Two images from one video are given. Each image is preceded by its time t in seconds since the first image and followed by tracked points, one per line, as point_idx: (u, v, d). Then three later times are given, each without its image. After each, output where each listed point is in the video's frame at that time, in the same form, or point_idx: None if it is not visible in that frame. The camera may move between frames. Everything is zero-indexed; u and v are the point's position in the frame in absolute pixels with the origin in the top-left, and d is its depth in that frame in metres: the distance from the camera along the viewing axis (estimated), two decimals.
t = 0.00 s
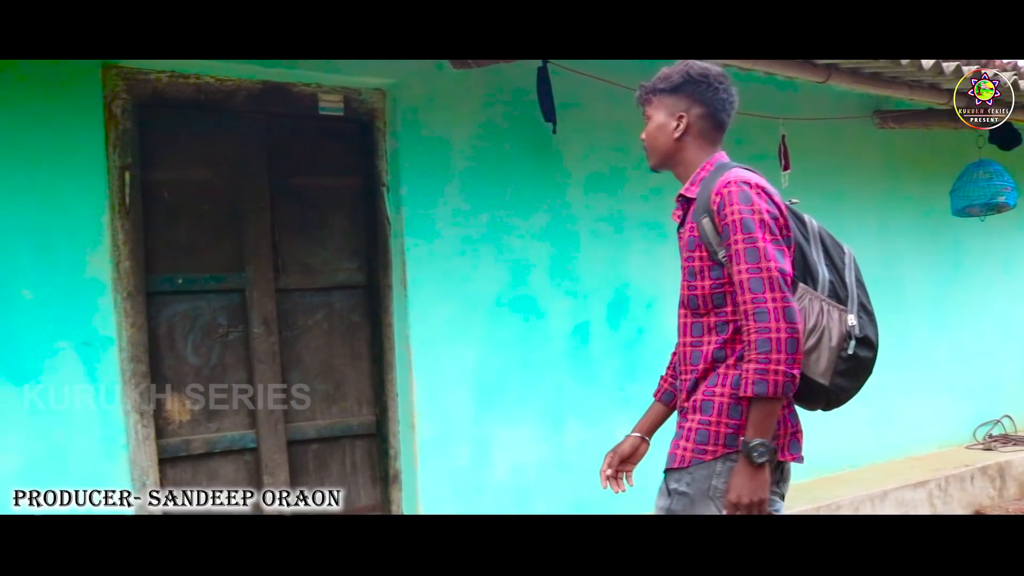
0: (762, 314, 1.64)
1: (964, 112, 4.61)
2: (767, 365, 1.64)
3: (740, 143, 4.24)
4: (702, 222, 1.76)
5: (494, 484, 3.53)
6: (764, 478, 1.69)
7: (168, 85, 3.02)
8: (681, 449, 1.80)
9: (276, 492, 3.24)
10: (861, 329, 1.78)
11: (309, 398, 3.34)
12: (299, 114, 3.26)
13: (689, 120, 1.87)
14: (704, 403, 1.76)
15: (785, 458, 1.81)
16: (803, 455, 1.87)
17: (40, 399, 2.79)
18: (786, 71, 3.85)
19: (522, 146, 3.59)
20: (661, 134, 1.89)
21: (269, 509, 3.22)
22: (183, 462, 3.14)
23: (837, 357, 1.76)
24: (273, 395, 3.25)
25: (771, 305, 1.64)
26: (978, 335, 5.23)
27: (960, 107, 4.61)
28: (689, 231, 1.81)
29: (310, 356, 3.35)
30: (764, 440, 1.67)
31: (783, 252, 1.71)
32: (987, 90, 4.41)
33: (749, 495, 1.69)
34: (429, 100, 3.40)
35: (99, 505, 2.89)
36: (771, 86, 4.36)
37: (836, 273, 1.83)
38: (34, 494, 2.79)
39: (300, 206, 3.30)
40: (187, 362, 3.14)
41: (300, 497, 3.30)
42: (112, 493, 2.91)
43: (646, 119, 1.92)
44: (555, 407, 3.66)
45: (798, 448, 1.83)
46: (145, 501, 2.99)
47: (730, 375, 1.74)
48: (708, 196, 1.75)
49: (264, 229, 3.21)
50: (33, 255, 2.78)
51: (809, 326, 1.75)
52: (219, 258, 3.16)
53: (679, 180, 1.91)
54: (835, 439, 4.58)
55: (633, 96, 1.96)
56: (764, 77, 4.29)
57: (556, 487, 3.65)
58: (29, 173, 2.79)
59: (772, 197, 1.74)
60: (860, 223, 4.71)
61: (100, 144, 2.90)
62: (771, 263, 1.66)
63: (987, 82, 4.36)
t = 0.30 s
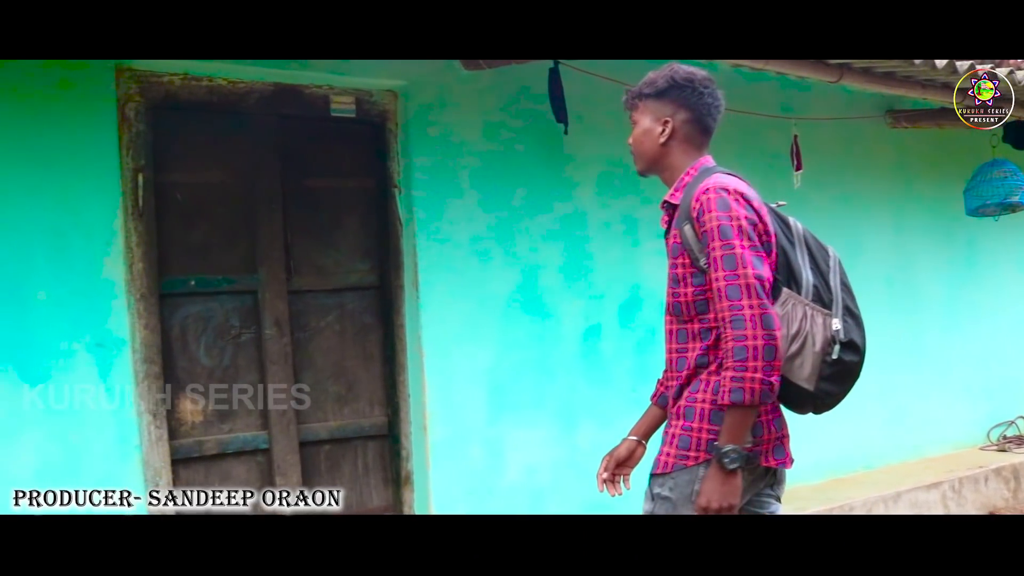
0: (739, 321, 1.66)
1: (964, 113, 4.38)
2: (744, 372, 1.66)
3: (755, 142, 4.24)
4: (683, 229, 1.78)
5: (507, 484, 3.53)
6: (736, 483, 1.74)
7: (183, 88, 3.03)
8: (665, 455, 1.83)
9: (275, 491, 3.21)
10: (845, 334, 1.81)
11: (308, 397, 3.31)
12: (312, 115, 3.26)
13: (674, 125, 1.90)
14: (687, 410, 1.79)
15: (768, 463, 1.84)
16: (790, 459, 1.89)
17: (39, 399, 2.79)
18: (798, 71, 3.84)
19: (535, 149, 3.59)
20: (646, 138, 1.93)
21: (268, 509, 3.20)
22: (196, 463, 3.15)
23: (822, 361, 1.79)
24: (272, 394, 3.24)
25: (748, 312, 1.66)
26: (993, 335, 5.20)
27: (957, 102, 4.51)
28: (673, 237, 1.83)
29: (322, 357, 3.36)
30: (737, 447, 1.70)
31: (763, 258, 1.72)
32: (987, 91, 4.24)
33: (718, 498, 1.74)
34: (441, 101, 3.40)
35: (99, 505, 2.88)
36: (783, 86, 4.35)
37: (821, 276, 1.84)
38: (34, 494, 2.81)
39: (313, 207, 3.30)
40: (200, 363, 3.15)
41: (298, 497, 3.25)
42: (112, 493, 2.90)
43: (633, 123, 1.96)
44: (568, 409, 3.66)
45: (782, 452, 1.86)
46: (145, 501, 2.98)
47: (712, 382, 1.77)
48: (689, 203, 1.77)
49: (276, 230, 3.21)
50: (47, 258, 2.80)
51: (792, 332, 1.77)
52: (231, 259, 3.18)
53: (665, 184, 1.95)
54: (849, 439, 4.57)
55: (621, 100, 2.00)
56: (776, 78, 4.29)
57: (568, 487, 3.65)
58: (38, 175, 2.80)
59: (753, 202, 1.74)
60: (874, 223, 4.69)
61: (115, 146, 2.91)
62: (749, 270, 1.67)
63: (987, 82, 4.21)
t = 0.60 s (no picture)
0: (701, 334, 1.65)
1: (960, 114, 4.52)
2: (705, 385, 1.65)
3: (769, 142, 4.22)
4: (656, 240, 1.78)
5: (520, 486, 3.53)
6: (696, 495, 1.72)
7: (196, 91, 3.05)
8: (638, 463, 1.79)
9: (276, 491, 3.21)
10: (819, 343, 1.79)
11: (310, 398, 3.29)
12: (325, 117, 3.27)
13: (650, 132, 1.89)
14: (660, 417, 1.76)
15: (740, 472, 1.82)
16: (768, 467, 1.87)
17: (40, 400, 2.78)
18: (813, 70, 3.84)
19: (546, 152, 3.59)
20: (624, 146, 1.92)
21: (268, 509, 3.18)
22: (211, 465, 3.16)
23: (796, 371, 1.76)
24: (274, 395, 3.24)
25: (710, 325, 1.65)
26: (1010, 336, 5.17)
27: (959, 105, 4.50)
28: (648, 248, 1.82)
29: (335, 358, 3.36)
30: (695, 459, 1.68)
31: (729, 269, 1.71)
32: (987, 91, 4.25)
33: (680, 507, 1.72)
34: (454, 102, 3.41)
35: (99, 505, 2.86)
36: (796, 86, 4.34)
37: (794, 284, 1.82)
38: (35, 494, 2.80)
39: (326, 208, 3.31)
40: (214, 365, 3.16)
41: (299, 497, 3.23)
42: (113, 493, 2.88)
43: (613, 129, 1.95)
44: (581, 410, 3.66)
45: (757, 462, 1.84)
46: (145, 501, 2.95)
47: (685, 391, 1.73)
48: (661, 215, 1.77)
49: (290, 231, 3.22)
50: (63, 259, 2.80)
51: (764, 342, 1.74)
52: (245, 262, 3.19)
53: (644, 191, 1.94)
54: (863, 440, 4.55)
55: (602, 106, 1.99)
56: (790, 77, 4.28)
57: (582, 488, 3.65)
58: (48, 178, 2.80)
59: (724, 212, 1.73)
60: (888, 224, 4.67)
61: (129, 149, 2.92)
62: (713, 282, 1.67)
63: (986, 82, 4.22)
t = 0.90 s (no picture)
0: (663, 344, 1.64)
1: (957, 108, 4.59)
2: (666, 396, 1.63)
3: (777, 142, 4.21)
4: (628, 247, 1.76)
5: (530, 488, 3.53)
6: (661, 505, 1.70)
7: (206, 94, 3.05)
8: (609, 466, 1.75)
9: (275, 491, 3.21)
10: (790, 351, 1.74)
11: (310, 398, 3.27)
12: (334, 118, 3.27)
13: (627, 136, 1.85)
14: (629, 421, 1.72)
15: (708, 477, 1.79)
16: (739, 472, 1.83)
17: (37, 399, 2.77)
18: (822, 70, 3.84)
19: (554, 154, 3.59)
20: (602, 149, 1.88)
21: (268, 509, 3.18)
22: (221, 466, 3.17)
23: (767, 379, 1.73)
24: (272, 395, 3.25)
25: (672, 336, 1.63)
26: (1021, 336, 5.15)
27: (959, 108, 4.65)
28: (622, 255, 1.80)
29: (346, 360, 3.37)
30: (659, 470, 1.66)
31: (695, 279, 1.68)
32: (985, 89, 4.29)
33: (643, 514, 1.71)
34: (463, 103, 3.41)
35: (99, 505, 2.84)
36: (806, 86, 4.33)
37: (766, 291, 1.78)
38: (35, 494, 2.76)
39: (336, 209, 3.32)
40: (224, 366, 3.17)
41: (297, 497, 3.23)
42: (112, 492, 2.86)
43: (592, 132, 1.92)
44: (591, 411, 3.66)
45: (727, 467, 1.81)
46: (145, 501, 2.92)
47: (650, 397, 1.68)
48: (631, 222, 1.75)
49: (300, 232, 3.23)
50: (75, 262, 2.81)
51: (733, 349, 1.71)
52: (255, 263, 3.20)
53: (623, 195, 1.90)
54: (874, 441, 4.54)
55: (582, 108, 1.95)
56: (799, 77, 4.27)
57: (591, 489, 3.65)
58: (59, 178, 2.80)
59: (693, 219, 1.70)
60: (899, 224, 4.65)
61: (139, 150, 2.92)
62: (677, 292, 1.64)
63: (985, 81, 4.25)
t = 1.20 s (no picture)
0: (612, 351, 1.66)
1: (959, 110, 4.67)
2: (612, 402, 1.66)
3: (787, 142, 4.20)
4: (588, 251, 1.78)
5: (540, 489, 3.53)
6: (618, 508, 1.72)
7: (218, 96, 3.06)
8: (567, 463, 1.77)
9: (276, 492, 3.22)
10: (743, 361, 1.70)
11: (309, 398, 3.26)
12: (345, 120, 3.28)
13: (594, 134, 1.87)
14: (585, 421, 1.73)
15: (663, 479, 1.80)
16: (694, 476, 1.85)
17: (39, 399, 2.76)
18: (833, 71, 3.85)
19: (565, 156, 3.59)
20: (570, 147, 1.90)
21: (268, 509, 3.20)
22: (232, 466, 3.18)
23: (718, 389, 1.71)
24: (272, 395, 3.24)
25: (621, 344, 1.66)
26: None
27: (959, 108, 4.67)
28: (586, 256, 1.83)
29: (357, 360, 3.38)
30: (614, 477, 1.69)
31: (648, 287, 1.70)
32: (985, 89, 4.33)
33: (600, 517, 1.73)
34: (474, 104, 3.41)
35: (99, 505, 2.83)
36: (817, 86, 4.32)
37: (723, 299, 1.74)
38: (35, 494, 2.76)
39: (346, 210, 3.33)
40: (235, 367, 3.18)
41: (297, 497, 3.24)
42: (112, 492, 2.86)
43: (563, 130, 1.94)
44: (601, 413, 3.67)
45: (683, 470, 1.82)
46: (145, 501, 2.91)
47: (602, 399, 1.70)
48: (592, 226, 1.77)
49: (310, 234, 3.23)
50: (88, 265, 2.82)
51: (684, 356, 1.71)
52: (266, 264, 3.21)
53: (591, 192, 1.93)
54: (885, 442, 4.53)
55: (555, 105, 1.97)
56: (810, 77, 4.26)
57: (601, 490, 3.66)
58: (71, 180, 2.80)
59: (650, 226, 1.71)
60: (910, 224, 4.63)
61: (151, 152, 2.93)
62: (627, 300, 1.66)
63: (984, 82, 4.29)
